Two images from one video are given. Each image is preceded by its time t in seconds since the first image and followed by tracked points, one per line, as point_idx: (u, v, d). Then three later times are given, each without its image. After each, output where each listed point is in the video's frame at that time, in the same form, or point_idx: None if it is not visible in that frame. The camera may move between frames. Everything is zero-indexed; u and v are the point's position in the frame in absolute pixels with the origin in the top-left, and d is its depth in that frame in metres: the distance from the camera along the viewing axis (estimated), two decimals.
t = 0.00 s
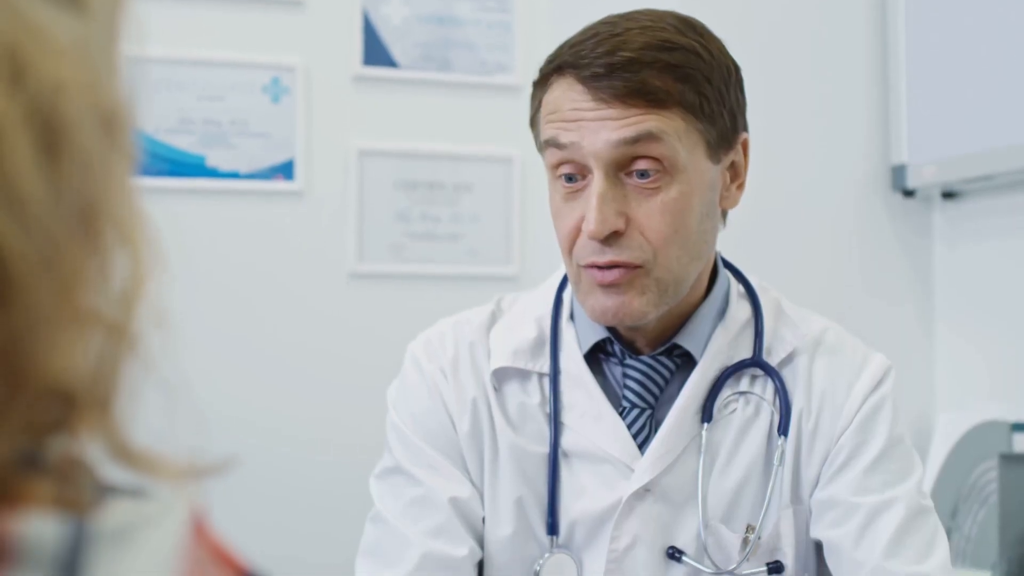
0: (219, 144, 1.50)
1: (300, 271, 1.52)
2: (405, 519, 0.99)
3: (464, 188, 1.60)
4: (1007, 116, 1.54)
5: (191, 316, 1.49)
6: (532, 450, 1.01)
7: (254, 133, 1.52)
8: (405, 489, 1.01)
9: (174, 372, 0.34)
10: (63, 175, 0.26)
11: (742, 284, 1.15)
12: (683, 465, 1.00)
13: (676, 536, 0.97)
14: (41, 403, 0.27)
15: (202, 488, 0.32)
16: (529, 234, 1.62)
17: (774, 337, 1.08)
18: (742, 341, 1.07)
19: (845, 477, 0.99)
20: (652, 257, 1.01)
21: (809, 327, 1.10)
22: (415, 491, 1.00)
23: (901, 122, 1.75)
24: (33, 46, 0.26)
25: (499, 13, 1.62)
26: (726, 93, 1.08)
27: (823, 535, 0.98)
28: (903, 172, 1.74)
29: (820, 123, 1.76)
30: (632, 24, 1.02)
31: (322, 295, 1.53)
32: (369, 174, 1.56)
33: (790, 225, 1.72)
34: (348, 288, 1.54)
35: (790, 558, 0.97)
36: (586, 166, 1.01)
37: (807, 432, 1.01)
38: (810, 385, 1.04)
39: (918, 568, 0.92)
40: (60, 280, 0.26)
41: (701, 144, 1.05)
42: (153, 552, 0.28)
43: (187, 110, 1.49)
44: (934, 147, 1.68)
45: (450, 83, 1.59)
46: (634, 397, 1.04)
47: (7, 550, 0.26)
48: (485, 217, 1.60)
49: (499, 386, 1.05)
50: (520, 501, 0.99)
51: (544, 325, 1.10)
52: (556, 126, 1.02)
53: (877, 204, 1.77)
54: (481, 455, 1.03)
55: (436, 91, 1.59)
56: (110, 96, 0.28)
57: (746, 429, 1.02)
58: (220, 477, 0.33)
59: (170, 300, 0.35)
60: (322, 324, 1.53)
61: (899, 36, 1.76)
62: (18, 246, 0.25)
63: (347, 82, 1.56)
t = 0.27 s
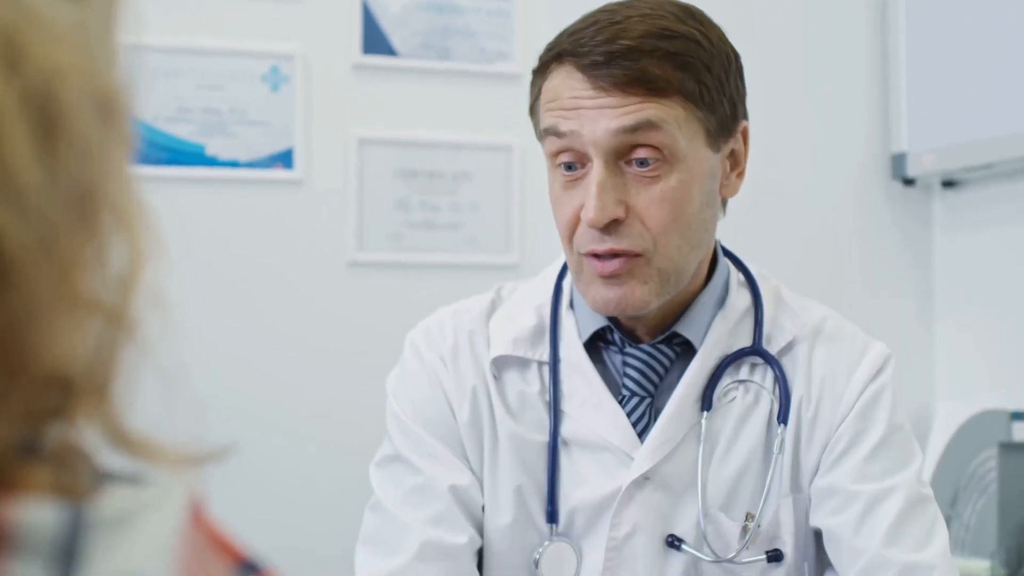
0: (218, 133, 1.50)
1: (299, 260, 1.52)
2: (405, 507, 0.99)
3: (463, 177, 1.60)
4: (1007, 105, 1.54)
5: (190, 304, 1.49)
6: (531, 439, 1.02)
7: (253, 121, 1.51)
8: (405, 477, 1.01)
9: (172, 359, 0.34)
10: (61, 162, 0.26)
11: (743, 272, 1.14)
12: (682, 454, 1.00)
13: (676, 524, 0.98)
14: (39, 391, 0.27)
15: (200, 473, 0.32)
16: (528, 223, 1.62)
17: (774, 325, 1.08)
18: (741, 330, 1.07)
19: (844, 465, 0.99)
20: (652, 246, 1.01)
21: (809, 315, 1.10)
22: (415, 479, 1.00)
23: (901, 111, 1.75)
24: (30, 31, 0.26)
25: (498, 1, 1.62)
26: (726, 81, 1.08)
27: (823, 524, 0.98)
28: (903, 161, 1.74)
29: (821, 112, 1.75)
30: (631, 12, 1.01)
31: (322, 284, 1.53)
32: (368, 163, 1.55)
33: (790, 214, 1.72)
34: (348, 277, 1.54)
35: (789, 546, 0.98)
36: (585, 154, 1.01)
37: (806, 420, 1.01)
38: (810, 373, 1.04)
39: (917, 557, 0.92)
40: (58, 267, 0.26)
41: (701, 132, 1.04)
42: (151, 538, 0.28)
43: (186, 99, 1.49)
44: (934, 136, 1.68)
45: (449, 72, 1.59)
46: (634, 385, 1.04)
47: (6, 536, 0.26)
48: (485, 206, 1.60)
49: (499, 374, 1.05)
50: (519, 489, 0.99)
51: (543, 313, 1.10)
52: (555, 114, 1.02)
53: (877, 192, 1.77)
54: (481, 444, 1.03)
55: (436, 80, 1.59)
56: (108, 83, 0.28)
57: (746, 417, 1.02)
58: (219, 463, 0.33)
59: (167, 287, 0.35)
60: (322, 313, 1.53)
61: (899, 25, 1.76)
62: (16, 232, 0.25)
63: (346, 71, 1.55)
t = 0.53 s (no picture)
0: (217, 120, 1.50)
1: (299, 247, 1.52)
2: (404, 493, 0.99)
3: (463, 164, 1.59)
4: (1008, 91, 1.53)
5: (190, 291, 1.49)
6: (531, 425, 1.02)
7: (252, 108, 1.51)
8: (404, 463, 1.01)
9: (169, 343, 0.34)
10: (55, 144, 0.26)
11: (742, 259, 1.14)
12: (682, 440, 1.00)
13: (676, 510, 0.98)
14: (36, 376, 0.27)
15: (197, 456, 0.32)
16: (528, 210, 1.62)
17: (774, 312, 1.08)
18: (741, 316, 1.07)
19: (844, 451, 0.99)
20: (652, 232, 1.01)
21: (809, 302, 1.10)
22: (414, 465, 1.00)
23: (901, 97, 1.75)
24: (22, 12, 0.26)
25: None
26: (727, 66, 1.07)
27: (822, 510, 0.98)
28: (903, 147, 1.74)
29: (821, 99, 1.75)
30: None
31: (322, 271, 1.53)
32: (368, 150, 1.55)
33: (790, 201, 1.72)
34: (348, 264, 1.54)
35: (789, 533, 0.98)
36: (585, 140, 1.01)
37: (806, 406, 1.02)
38: (810, 359, 1.04)
39: (917, 543, 0.92)
40: (54, 250, 0.26)
41: (701, 118, 1.04)
42: (148, 522, 0.28)
43: (184, 85, 1.49)
44: (934, 123, 1.67)
45: (449, 58, 1.58)
46: (633, 371, 1.04)
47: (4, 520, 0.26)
48: (485, 193, 1.60)
49: (498, 360, 1.05)
50: (519, 475, 0.99)
51: (543, 299, 1.10)
52: (555, 100, 1.01)
53: (878, 179, 1.77)
54: (480, 430, 1.03)
55: (435, 67, 1.58)
56: (103, 65, 0.28)
57: (745, 404, 1.02)
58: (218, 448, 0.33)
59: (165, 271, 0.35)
60: (322, 299, 1.52)
61: (899, 11, 1.75)
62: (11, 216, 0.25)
63: (345, 57, 1.55)
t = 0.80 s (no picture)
0: (215, 101, 1.49)
1: (298, 228, 1.52)
2: (402, 473, 0.99)
3: (462, 144, 1.58)
4: (1009, 72, 1.52)
5: (189, 273, 1.49)
6: (530, 405, 1.02)
7: (250, 89, 1.50)
8: (402, 443, 1.01)
9: (167, 321, 0.34)
10: (52, 118, 0.26)
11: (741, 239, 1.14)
12: (682, 420, 1.00)
13: (675, 490, 0.98)
14: (31, 352, 0.26)
15: (194, 436, 0.32)
16: (528, 191, 1.61)
17: (773, 292, 1.08)
18: (741, 295, 1.07)
19: (843, 431, 0.99)
20: (651, 211, 1.01)
21: (809, 282, 1.10)
22: (413, 445, 1.00)
23: (901, 78, 1.74)
24: None
25: None
26: (727, 45, 1.07)
27: (821, 490, 0.99)
28: (903, 128, 1.73)
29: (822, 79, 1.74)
30: None
31: (321, 252, 1.53)
32: (366, 131, 1.54)
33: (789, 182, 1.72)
34: (347, 245, 1.54)
35: (788, 512, 0.98)
36: (584, 119, 1.00)
37: (805, 386, 1.02)
38: (809, 339, 1.04)
39: (915, 522, 0.92)
40: (52, 225, 0.26)
41: (700, 96, 1.03)
42: (145, 501, 0.28)
43: (183, 66, 1.48)
44: (934, 103, 1.67)
45: (448, 38, 1.57)
46: (632, 351, 1.04)
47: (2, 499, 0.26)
48: (484, 174, 1.59)
49: (497, 340, 1.05)
50: (518, 455, 1.00)
51: (541, 279, 1.09)
52: (554, 79, 1.01)
53: (878, 160, 1.76)
54: (480, 410, 1.03)
55: (434, 47, 1.57)
56: (98, 38, 0.27)
57: (745, 384, 1.02)
58: (216, 426, 0.33)
59: (161, 248, 0.35)
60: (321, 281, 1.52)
61: None
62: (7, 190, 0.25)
63: (343, 38, 1.54)
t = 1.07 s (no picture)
0: (212, 78, 1.49)
1: (296, 207, 1.51)
2: (400, 451, 0.99)
3: (460, 122, 1.58)
4: (1010, 48, 1.51)
5: (187, 252, 1.48)
6: (528, 382, 1.02)
7: (248, 67, 1.50)
8: (400, 421, 1.01)
9: (162, 295, 0.33)
10: (43, 90, 0.27)
11: (740, 216, 1.13)
12: (680, 398, 1.00)
13: (673, 467, 0.99)
14: (27, 325, 0.28)
15: (189, 412, 0.32)
16: (526, 169, 1.61)
17: (772, 270, 1.07)
18: (740, 272, 1.07)
19: (841, 409, 1.00)
20: (648, 186, 1.00)
21: (808, 259, 1.09)
22: (410, 423, 1.00)
23: (901, 56, 1.73)
24: None
25: None
26: (726, 20, 1.06)
27: (819, 467, 0.99)
28: (903, 106, 1.72)
29: (823, 57, 1.73)
30: None
31: (319, 231, 1.52)
32: (364, 109, 1.54)
33: (789, 161, 1.71)
34: (345, 224, 1.53)
35: (786, 489, 0.99)
36: (582, 93, 1.00)
37: (803, 364, 1.02)
38: (807, 317, 1.03)
39: (913, 500, 0.93)
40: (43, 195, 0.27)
41: (699, 72, 1.03)
42: (140, 474, 0.28)
43: (180, 44, 1.48)
44: (935, 81, 1.66)
45: (446, 15, 1.56)
46: (631, 329, 1.04)
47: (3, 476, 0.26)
48: (482, 152, 1.59)
49: (495, 318, 1.05)
50: (515, 433, 1.00)
51: (540, 257, 1.09)
52: (553, 53, 1.00)
53: (878, 139, 1.75)
54: (478, 387, 1.03)
55: (432, 24, 1.56)
56: (91, 12, 0.28)
57: (743, 361, 1.03)
58: (212, 402, 0.33)
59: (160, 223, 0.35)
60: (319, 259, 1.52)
61: None
62: None
63: (340, 15, 1.53)
